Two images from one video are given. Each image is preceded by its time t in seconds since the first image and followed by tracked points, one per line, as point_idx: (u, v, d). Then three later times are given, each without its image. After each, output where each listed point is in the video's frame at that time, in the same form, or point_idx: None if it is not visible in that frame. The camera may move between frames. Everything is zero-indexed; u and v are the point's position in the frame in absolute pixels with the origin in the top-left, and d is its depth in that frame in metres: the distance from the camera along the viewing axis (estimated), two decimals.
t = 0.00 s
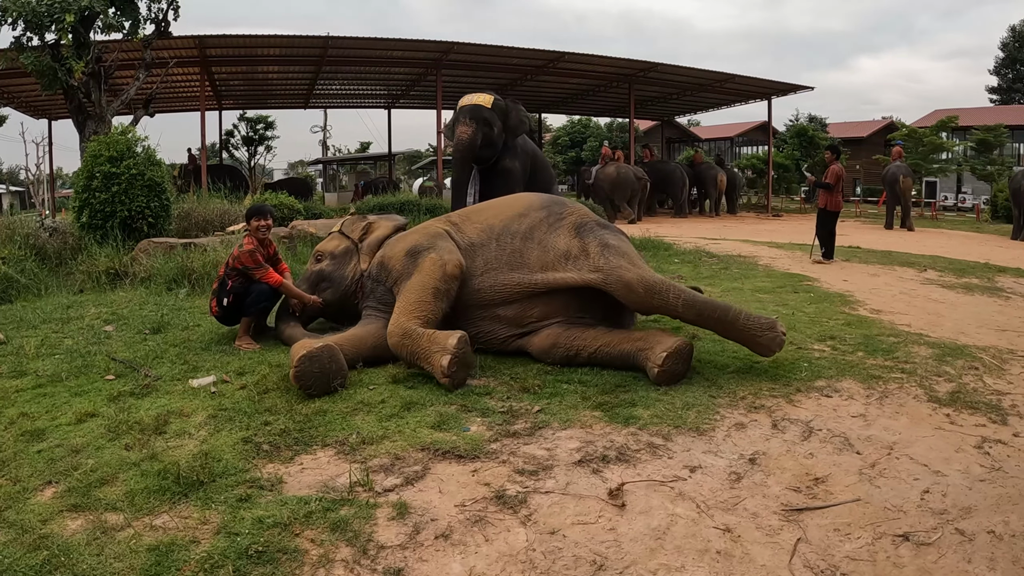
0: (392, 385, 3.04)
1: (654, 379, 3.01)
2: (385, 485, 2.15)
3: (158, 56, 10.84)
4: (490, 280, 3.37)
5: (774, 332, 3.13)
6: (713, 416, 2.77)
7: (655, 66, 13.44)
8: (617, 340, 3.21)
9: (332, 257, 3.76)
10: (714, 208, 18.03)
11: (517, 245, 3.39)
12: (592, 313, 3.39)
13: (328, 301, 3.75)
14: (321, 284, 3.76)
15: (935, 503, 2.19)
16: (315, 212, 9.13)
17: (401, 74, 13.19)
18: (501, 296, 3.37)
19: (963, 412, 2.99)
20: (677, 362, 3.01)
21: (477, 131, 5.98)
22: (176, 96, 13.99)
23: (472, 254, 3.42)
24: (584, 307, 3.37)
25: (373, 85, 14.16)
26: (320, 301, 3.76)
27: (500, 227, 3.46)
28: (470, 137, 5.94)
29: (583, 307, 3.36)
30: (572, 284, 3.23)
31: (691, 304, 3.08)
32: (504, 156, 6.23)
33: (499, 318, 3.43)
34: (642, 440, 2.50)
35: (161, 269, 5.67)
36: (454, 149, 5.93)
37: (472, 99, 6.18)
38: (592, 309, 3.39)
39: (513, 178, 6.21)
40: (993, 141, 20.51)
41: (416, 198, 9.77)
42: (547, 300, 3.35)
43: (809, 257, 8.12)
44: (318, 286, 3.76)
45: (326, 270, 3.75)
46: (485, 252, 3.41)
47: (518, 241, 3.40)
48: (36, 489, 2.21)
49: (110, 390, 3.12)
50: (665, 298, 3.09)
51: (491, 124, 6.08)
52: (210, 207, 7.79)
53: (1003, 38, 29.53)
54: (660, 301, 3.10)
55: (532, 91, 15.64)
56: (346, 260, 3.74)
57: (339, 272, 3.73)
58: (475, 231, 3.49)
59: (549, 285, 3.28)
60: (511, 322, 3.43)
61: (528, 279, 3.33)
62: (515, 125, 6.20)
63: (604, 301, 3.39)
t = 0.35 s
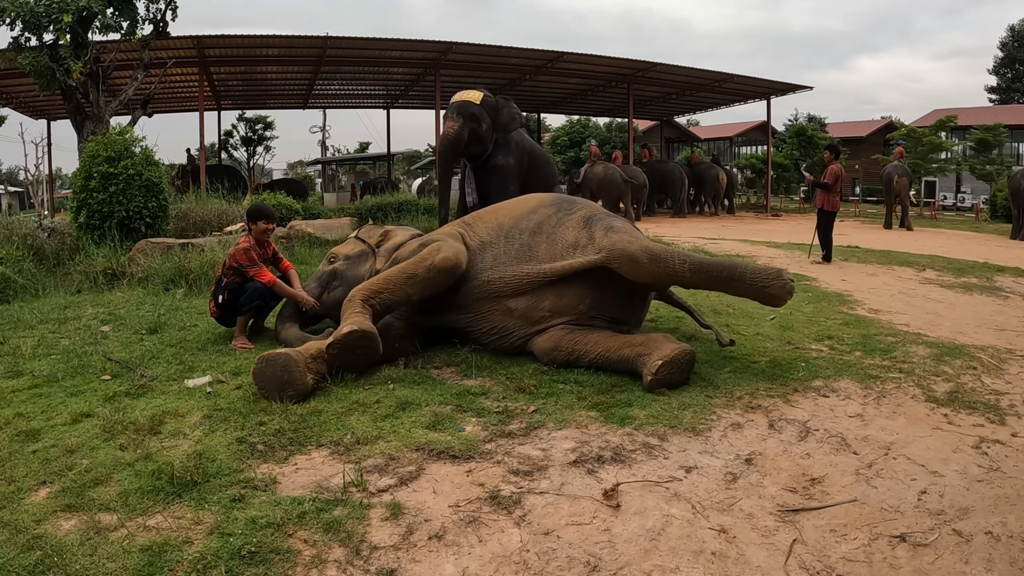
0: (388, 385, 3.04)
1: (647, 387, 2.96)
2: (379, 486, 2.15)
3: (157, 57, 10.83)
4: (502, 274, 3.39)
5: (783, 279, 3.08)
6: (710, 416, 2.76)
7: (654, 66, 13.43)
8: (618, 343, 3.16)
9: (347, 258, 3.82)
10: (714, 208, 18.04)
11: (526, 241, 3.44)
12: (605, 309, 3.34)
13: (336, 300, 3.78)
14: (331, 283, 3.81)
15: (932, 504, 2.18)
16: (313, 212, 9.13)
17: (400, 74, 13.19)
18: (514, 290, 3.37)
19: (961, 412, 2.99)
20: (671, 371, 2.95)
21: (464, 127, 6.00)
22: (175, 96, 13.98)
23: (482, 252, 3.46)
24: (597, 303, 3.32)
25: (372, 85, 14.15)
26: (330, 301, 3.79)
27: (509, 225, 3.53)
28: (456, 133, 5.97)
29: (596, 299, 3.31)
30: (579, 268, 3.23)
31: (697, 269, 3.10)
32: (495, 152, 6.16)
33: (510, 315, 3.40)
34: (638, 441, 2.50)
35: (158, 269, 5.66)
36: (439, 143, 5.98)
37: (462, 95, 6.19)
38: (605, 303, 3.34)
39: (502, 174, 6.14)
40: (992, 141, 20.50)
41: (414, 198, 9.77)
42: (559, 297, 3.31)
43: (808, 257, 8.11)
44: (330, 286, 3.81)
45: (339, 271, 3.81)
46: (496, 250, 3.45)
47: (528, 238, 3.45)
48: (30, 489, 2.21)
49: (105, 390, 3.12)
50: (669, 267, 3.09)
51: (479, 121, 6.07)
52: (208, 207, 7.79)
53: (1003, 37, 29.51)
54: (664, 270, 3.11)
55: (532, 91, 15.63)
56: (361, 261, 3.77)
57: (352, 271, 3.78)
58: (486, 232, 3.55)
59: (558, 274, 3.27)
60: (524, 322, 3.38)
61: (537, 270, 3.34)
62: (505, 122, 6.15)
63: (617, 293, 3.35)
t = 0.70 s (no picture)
0: (387, 385, 3.04)
1: (653, 387, 2.96)
2: (378, 486, 2.15)
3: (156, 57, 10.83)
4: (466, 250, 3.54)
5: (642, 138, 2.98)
6: (709, 417, 2.76)
7: (654, 66, 13.43)
8: (626, 341, 3.18)
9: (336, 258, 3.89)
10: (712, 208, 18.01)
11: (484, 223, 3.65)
12: (564, 262, 3.43)
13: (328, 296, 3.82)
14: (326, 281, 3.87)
15: (931, 503, 2.18)
16: (312, 212, 9.13)
17: (399, 74, 13.19)
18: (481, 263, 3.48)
19: (961, 412, 2.99)
20: (678, 373, 2.94)
21: (459, 127, 6.04)
22: (174, 96, 13.98)
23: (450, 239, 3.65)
24: (555, 258, 3.43)
25: (371, 85, 14.15)
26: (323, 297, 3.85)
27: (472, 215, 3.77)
28: (452, 132, 6.01)
29: (549, 252, 3.42)
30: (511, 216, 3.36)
31: (584, 163, 3.18)
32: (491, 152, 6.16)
33: (485, 292, 3.48)
34: (637, 441, 2.50)
35: (158, 269, 5.67)
36: (435, 143, 6.04)
37: (460, 97, 6.25)
38: (561, 256, 3.44)
39: (498, 173, 6.11)
40: (992, 141, 20.50)
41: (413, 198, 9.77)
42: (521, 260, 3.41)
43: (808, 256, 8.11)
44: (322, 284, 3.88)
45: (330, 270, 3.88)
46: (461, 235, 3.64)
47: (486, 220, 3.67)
48: (30, 489, 2.21)
49: (104, 391, 3.12)
50: (562, 171, 3.20)
51: (475, 121, 6.10)
52: (207, 207, 7.80)
53: (1002, 37, 29.49)
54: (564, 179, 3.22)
55: (532, 91, 15.64)
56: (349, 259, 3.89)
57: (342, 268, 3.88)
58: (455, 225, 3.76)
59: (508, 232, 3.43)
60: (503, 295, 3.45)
61: (490, 235, 3.49)
62: (502, 123, 6.15)
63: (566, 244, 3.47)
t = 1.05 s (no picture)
0: (386, 384, 3.05)
1: (642, 390, 2.95)
2: (378, 485, 2.15)
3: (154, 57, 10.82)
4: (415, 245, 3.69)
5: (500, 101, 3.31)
6: (709, 416, 2.76)
7: (652, 66, 13.43)
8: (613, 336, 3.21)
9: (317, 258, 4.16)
10: (712, 209, 18.15)
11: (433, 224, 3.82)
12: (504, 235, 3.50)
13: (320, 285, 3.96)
14: (313, 274, 4.05)
15: (931, 502, 2.19)
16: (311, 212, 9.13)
17: (398, 74, 13.19)
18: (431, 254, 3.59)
19: (960, 411, 2.99)
20: (665, 363, 2.94)
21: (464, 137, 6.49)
22: (173, 96, 13.97)
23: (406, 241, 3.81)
24: (493, 233, 3.51)
25: (370, 85, 14.14)
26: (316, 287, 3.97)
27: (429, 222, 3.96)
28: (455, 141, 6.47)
29: (486, 228, 3.52)
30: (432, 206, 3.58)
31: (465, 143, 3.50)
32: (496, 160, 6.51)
33: (448, 280, 3.57)
34: (637, 440, 2.50)
35: (156, 269, 5.66)
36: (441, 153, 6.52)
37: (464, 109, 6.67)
38: (498, 229, 3.52)
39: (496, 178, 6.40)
40: (990, 140, 20.52)
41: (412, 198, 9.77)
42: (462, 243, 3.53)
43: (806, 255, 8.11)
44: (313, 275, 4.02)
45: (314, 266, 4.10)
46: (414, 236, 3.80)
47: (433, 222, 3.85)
48: (29, 490, 2.20)
49: (104, 391, 3.12)
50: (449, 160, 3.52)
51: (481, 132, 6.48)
52: (206, 207, 7.80)
53: (1001, 36, 29.52)
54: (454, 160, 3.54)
55: (531, 91, 15.64)
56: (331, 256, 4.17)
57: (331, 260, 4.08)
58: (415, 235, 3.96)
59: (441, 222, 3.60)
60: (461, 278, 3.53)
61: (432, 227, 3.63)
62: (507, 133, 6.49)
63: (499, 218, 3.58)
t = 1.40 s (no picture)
0: (383, 385, 3.05)
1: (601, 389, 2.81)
2: (376, 486, 2.15)
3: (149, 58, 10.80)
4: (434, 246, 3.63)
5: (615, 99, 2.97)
6: (706, 414, 2.77)
7: (648, 65, 13.44)
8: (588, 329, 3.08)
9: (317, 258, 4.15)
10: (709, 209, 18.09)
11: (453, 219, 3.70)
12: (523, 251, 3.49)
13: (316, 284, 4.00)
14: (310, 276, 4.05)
15: (929, 499, 2.19)
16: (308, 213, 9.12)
17: (394, 74, 13.18)
18: (447, 260, 3.58)
19: (958, 408, 3.00)
20: (622, 362, 2.80)
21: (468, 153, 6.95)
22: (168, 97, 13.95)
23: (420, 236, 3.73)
24: (510, 246, 3.50)
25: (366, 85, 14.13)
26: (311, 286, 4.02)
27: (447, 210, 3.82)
28: (462, 157, 6.89)
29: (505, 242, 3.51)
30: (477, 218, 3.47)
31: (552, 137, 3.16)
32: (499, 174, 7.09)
33: (455, 288, 3.60)
34: (634, 439, 2.51)
35: (153, 271, 5.66)
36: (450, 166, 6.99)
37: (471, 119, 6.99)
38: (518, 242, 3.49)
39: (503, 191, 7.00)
40: (986, 137, 20.57)
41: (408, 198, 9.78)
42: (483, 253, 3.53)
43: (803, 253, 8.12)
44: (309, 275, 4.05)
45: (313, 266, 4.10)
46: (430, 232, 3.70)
47: (452, 216, 3.73)
48: (27, 492, 2.20)
49: (101, 393, 3.12)
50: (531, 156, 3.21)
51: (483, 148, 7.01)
52: (202, 209, 7.79)
53: (996, 33, 29.60)
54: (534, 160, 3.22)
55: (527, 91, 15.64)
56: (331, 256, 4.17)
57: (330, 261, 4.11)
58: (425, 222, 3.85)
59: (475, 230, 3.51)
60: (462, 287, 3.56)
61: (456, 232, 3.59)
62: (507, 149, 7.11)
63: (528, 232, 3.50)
